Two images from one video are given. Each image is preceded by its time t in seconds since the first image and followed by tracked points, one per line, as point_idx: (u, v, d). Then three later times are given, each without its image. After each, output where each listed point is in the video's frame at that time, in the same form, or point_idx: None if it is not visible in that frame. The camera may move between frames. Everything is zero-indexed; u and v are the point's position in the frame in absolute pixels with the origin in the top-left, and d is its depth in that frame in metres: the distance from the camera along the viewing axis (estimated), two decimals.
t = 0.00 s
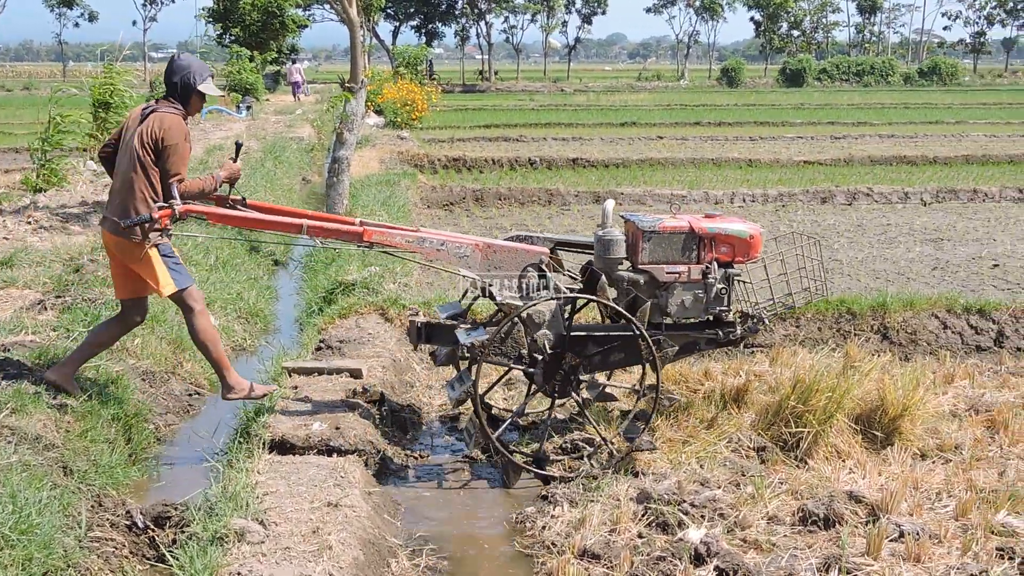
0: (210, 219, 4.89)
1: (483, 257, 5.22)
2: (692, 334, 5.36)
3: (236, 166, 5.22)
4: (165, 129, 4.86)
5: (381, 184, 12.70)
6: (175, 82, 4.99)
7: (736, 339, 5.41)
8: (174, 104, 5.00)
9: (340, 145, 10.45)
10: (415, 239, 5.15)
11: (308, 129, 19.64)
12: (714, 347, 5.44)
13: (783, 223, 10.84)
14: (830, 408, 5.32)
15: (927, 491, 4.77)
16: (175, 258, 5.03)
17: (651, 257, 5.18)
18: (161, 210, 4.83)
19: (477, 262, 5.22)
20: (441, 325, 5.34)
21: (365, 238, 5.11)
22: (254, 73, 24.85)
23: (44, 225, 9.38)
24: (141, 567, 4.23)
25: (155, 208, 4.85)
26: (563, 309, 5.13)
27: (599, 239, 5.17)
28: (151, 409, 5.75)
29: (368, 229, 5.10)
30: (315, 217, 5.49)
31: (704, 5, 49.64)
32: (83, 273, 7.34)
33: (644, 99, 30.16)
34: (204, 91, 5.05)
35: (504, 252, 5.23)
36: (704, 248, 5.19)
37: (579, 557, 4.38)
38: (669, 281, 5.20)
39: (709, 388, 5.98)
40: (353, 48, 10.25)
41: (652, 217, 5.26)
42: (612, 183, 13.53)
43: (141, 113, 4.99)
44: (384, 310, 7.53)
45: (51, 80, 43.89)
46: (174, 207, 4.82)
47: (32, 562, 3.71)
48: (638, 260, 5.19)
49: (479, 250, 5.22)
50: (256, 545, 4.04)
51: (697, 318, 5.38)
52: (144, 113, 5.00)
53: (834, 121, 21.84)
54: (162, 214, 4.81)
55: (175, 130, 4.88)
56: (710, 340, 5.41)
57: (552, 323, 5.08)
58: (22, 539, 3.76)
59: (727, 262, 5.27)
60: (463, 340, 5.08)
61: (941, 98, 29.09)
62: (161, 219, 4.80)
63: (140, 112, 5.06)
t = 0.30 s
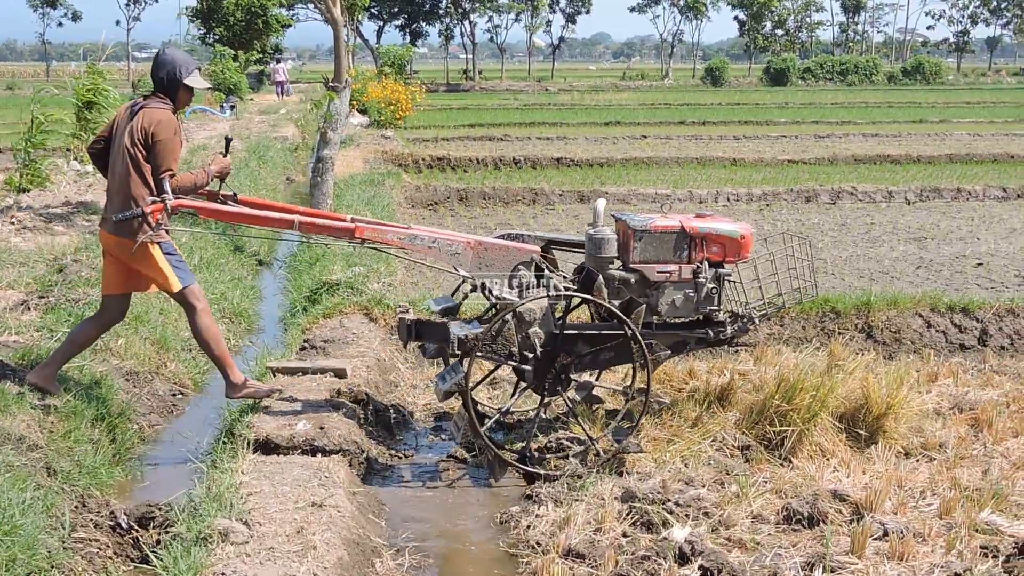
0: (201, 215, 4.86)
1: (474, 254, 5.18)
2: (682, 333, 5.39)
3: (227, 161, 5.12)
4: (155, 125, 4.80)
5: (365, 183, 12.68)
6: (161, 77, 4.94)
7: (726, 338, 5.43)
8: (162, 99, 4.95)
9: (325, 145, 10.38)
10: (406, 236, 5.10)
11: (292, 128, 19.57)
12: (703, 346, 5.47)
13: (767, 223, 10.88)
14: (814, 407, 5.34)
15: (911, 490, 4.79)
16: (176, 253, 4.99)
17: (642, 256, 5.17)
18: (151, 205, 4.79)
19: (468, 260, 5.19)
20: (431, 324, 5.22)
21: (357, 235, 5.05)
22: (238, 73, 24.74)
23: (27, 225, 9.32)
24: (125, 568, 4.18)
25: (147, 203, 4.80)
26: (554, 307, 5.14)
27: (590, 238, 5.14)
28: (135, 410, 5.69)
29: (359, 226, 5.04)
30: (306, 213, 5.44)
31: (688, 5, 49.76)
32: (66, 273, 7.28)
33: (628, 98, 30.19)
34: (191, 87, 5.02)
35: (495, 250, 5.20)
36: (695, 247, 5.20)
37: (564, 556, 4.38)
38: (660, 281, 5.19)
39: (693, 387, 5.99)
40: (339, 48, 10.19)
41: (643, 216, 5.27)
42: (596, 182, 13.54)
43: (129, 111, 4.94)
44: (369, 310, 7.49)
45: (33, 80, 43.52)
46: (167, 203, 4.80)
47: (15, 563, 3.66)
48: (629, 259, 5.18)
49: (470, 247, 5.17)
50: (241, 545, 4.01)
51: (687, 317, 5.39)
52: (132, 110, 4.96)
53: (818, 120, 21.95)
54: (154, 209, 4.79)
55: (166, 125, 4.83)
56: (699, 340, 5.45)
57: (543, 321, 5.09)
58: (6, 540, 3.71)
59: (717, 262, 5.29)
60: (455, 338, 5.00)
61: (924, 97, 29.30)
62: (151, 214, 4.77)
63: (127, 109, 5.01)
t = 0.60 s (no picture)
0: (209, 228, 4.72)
1: (482, 254, 5.11)
2: (692, 322, 5.37)
3: (229, 172, 5.02)
4: (162, 136, 4.77)
5: (355, 185, 12.66)
6: (168, 89, 4.91)
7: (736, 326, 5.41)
8: (169, 112, 4.93)
9: (313, 147, 10.30)
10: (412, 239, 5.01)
11: (281, 130, 19.54)
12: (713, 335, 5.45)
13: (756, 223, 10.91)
14: (804, 408, 5.33)
15: (901, 490, 4.80)
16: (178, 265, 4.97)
17: (649, 248, 5.13)
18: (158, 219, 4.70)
19: (475, 261, 5.12)
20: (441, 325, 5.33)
21: (365, 240, 5.00)
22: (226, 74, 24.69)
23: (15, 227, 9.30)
24: (115, 571, 4.14)
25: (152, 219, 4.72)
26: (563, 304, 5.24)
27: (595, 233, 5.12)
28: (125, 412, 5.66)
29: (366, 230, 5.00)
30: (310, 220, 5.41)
31: (677, 5, 49.85)
32: (55, 275, 7.25)
33: (618, 98, 30.21)
34: (198, 95, 4.99)
35: (503, 249, 5.12)
36: (701, 236, 5.17)
37: (554, 558, 4.37)
38: (667, 272, 5.14)
39: (683, 387, 6.00)
40: (328, 49, 10.14)
41: (646, 208, 5.23)
42: (585, 183, 13.56)
43: (136, 121, 4.90)
44: (358, 311, 7.46)
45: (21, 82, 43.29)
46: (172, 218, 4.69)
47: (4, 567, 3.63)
48: (635, 252, 5.14)
49: (477, 247, 5.10)
50: (230, 548, 3.99)
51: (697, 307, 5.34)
52: (138, 121, 4.92)
53: (807, 120, 22.02)
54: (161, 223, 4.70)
55: (173, 137, 4.80)
56: (709, 329, 5.43)
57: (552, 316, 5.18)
58: None
59: (724, 250, 5.27)
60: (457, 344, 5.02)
61: (912, 97, 29.43)
62: (157, 228, 4.68)
63: (133, 120, 4.96)
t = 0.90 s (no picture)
0: (245, 243, 4.91)
1: (516, 256, 5.22)
2: (726, 315, 5.45)
3: (264, 190, 5.14)
4: (197, 153, 4.80)
5: (348, 185, 12.67)
6: (208, 105, 4.94)
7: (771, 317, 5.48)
8: (208, 128, 4.96)
9: (306, 148, 10.29)
10: (448, 245, 5.12)
11: (273, 131, 19.53)
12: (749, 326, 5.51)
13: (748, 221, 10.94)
14: (798, 404, 5.33)
15: (895, 487, 4.82)
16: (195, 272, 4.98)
17: (682, 243, 5.20)
18: (196, 236, 4.86)
19: (509, 262, 5.21)
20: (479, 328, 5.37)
21: (399, 249, 5.10)
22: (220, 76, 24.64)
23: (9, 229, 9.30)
24: (110, 573, 4.11)
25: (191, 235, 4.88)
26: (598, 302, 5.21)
27: (628, 229, 5.17)
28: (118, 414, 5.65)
29: (401, 239, 5.08)
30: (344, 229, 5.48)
31: (670, 4, 49.85)
32: (49, 278, 7.25)
33: (610, 98, 30.19)
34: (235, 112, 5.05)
35: (536, 249, 5.22)
36: (734, 229, 5.24)
37: (548, 557, 4.36)
38: (701, 265, 5.21)
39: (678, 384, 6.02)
40: (319, 50, 10.13)
41: (678, 203, 5.30)
42: (578, 182, 13.57)
43: (174, 134, 4.95)
44: (352, 312, 7.44)
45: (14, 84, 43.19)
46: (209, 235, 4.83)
47: None
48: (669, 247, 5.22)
49: (511, 249, 5.21)
50: (225, 549, 3.98)
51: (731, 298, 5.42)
52: (176, 134, 4.96)
53: (800, 118, 22.04)
54: (198, 241, 4.86)
55: (207, 155, 4.83)
56: (744, 319, 5.49)
57: (587, 314, 5.17)
58: None
59: (757, 241, 5.33)
60: (500, 335, 5.26)
61: (905, 94, 29.45)
62: (195, 246, 4.84)
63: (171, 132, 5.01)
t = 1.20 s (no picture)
0: (271, 245, 4.93)
1: (539, 257, 5.19)
2: (747, 316, 5.35)
3: (285, 190, 5.01)
4: (226, 158, 4.80)
5: (333, 186, 12.63)
6: (242, 108, 4.92)
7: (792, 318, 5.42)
8: (238, 131, 4.94)
9: (290, 150, 10.25)
10: (473, 246, 5.12)
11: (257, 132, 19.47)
12: (770, 327, 5.45)
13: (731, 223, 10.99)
14: (782, 405, 5.35)
15: (878, 486, 4.84)
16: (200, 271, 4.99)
17: (705, 246, 5.17)
18: (222, 240, 4.84)
19: (533, 264, 5.19)
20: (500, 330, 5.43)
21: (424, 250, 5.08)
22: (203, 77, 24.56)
23: None
24: None
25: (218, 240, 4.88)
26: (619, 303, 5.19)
27: (651, 231, 5.16)
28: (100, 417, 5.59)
29: (426, 241, 5.08)
30: (369, 229, 5.47)
31: (654, 5, 50.02)
32: (30, 280, 7.20)
33: (594, 99, 30.25)
34: (268, 114, 5.02)
35: (560, 251, 5.19)
36: (757, 231, 5.19)
37: (532, 558, 4.36)
38: (724, 267, 5.18)
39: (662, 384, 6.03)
40: (303, 52, 10.10)
41: (701, 205, 5.26)
42: (563, 183, 13.59)
43: (204, 133, 4.93)
44: (335, 314, 7.40)
45: None
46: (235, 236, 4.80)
47: None
48: (691, 250, 5.18)
49: (535, 251, 5.18)
50: (208, 552, 3.95)
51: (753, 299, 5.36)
52: (206, 132, 4.94)
53: (783, 119, 22.17)
54: (224, 244, 4.83)
55: (235, 160, 4.83)
56: (766, 320, 5.42)
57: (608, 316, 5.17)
58: None
59: (780, 244, 5.28)
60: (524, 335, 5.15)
61: (887, 95, 29.65)
62: (223, 250, 4.81)
63: (201, 130, 4.99)
